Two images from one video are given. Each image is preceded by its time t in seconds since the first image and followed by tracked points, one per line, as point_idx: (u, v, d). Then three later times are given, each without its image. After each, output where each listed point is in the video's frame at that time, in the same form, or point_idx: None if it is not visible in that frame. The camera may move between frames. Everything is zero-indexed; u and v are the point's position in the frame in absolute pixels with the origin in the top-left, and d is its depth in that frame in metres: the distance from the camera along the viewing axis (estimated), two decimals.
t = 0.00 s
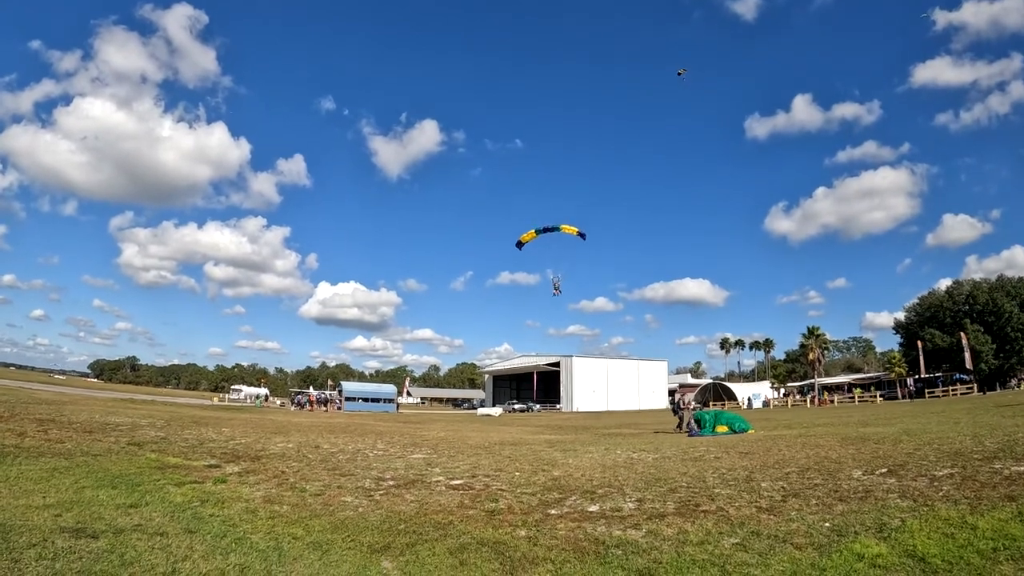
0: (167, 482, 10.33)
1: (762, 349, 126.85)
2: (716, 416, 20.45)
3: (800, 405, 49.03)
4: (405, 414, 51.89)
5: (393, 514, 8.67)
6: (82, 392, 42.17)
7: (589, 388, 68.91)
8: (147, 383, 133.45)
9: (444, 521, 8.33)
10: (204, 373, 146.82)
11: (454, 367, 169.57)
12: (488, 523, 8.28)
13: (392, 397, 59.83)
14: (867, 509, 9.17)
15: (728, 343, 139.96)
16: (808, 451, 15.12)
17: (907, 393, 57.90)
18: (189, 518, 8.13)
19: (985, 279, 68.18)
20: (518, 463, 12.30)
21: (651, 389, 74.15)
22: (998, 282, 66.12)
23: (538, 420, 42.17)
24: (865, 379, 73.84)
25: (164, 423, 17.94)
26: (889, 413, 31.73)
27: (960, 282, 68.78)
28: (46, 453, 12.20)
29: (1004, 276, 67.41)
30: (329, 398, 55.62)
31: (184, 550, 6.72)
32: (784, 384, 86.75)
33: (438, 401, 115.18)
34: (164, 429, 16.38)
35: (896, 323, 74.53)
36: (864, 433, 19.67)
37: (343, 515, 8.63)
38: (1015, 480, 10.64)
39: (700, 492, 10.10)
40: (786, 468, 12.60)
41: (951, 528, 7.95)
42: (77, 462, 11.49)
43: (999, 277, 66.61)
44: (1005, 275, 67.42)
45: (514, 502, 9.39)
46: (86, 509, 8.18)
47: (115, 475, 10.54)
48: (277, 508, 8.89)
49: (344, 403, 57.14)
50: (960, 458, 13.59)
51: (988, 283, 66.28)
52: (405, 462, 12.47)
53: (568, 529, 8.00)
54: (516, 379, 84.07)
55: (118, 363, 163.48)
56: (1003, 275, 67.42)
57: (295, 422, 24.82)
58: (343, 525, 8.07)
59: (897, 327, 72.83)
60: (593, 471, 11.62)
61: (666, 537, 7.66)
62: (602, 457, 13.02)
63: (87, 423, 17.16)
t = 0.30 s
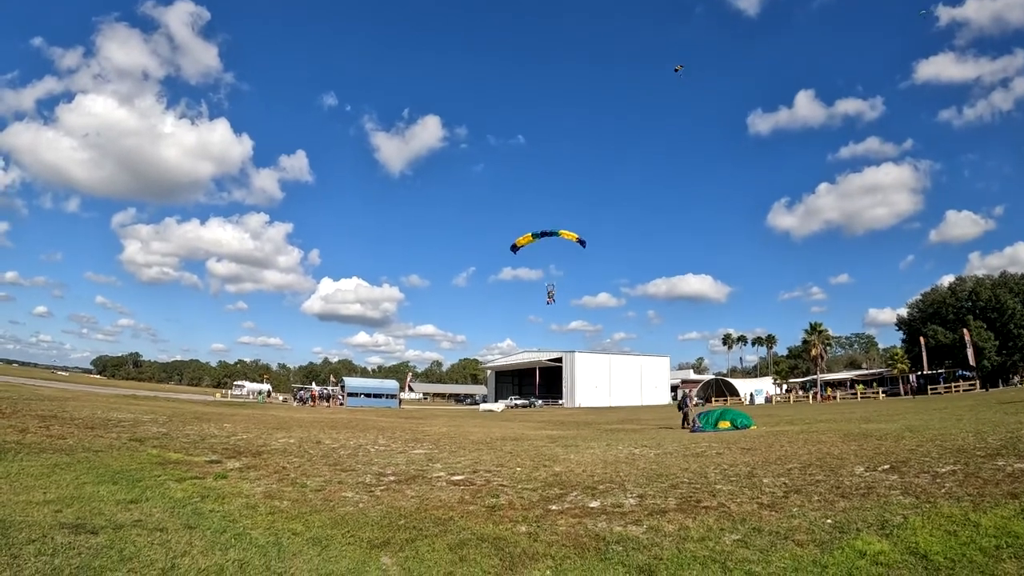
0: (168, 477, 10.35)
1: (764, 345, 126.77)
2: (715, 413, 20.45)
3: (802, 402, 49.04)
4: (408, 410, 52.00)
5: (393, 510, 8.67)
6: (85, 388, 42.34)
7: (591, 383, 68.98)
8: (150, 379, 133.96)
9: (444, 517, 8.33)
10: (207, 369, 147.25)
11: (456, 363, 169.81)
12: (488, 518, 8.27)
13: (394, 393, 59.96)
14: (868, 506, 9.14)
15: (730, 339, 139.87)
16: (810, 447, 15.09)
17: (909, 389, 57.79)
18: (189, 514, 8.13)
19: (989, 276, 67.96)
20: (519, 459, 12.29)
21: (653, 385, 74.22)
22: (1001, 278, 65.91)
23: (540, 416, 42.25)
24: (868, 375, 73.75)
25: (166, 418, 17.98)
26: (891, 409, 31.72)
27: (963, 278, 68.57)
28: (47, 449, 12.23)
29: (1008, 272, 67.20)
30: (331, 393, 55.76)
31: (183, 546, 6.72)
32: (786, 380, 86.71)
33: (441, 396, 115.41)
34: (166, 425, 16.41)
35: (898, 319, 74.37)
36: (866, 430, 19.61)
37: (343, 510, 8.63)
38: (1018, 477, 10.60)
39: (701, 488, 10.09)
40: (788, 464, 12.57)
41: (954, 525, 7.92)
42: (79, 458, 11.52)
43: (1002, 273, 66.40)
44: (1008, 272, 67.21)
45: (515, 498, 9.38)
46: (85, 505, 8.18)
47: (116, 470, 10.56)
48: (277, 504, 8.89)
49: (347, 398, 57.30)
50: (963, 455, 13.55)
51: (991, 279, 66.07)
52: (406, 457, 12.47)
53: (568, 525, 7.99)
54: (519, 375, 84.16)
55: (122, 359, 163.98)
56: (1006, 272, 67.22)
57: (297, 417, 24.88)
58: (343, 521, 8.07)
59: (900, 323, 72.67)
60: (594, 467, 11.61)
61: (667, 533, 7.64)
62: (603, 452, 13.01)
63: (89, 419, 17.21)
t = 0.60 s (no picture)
0: (170, 473, 10.37)
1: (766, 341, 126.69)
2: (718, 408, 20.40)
3: (804, 397, 49.00)
4: (410, 405, 52.07)
5: (396, 505, 8.68)
6: (88, 385, 42.44)
7: (594, 378, 69.04)
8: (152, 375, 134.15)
9: (446, 511, 8.33)
10: (210, 365, 147.62)
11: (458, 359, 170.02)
12: (491, 513, 8.27)
13: (396, 388, 60.06)
14: (871, 501, 9.12)
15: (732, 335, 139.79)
16: (813, 443, 15.06)
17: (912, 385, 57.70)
18: (190, 509, 8.15)
19: (992, 272, 67.75)
20: (522, 454, 12.28)
21: (656, 380, 74.26)
22: (1004, 274, 65.72)
23: (542, 411, 42.28)
24: (870, 371, 73.66)
25: (169, 414, 18.02)
26: (894, 404, 31.70)
27: (966, 274, 68.38)
28: (49, 445, 12.26)
29: (1011, 269, 67.00)
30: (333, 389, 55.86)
31: (185, 541, 6.73)
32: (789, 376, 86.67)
33: (443, 392, 115.57)
34: (169, 421, 16.44)
35: (901, 315, 74.20)
36: (869, 426, 19.58)
37: (345, 505, 8.63)
38: (1022, 473, 10.57)
39: (704, 483, 10.08)
40: (791, 459, 12.55)
41: (957, 521, 7.90)
42: (80, 454, 11.54)
43: (1006, 269, 66.20)
44: (1012, 268, 67.01)
45: (517, 493, 9.38)
46: (87, 501, 8.20)
47: (118, 466, 10.58)
48: (279, 499, 8.90)
49: (349, 393, 57.43)
50: (966, 451, 13.51)
51: (995, 275, 65.86)
52: (409, 452, 12.47)
53: (571, 520, 7.99)
54: (521, 370, 84.23)
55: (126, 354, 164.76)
56: (1009, 268, 67.01)
57: (300, 413, 24.90)
58: (345, 516, 8.07)
59: (903, 319, 72.52)
60: (597, 462, 11.60)
61: (669, 528, 7.63)
62: (605, 447, 13.00)
63: (92, 415, 17.26)
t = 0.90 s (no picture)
0: (174, 469, 10.37)
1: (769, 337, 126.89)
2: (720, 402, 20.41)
3: (806, 393, 48.98)
4: (413, 401, 52.10)
5: (400, 501, 8.67)
6: (93, 382, 42.53)
7: (596, 374, 68.96)
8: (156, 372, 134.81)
9: (451, 507, 8.31)
10: (213, 362, 148.01)
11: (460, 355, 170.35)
12: (495, 509, 8.26)
13: (399, 384, 60.14)
14: (876, 497, 9.09)
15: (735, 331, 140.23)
16: (817, 439, 15.02)
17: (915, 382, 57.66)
18: (195, 505, 8.15)
19: (995, 269, 67.60)
20: (526, 450, 12.27)
21: (658, 376, 74.33)
22: (1007, 271, 65.57)
23: (545, 407, 42.36)
24: (873, 367, 73.61)
25: (172, 411, 18.03)
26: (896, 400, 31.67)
27: (969, 270, 68.18)
28: (53, 443, 12.26)
29: (1014, 265, 66.82)
30: (336, 385, 55.97)
31: (189, 538, 6.72)
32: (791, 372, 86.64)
33: (446, 388, 115.89)
34: (172, 417, 16.45)
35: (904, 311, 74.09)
36: (872, 422, 19.54)
37: (349, 501, 8.62)
38: None
39: (708, 479, 10.06)
40: (795, 455, 12.52)
41: (963, 517, 7.86)
42: (84, 451, 11.55)
43: (1009, 266, 66.05)
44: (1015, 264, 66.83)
45: (522, 489, 9.36)
46: (91, 498, 8.20)
47: (121, 463, 10.58)
48: (283, 495, 8.89)
49: (352, 389, 57.52)
50: (970, 447, 13.48)
51: (998, 272, 65.70)
52: (413, 448, 12.46)
53: (576, 515, 7.97)
54: (523, 366, 84.31)
55: (129, 351, 165.49)
56: (1012, 265, 66.84)
57: (302, 409, 24.92)
58: (350, 512, 8.07)
59: (905, 315, 72.40)
60: (601, 458, 11.58)
61: (675, 524, 7.61)
62: (609, 443, 12.97)
63: (95, 412, 17.27)
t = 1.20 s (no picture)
0: (182, 462, 10.37)
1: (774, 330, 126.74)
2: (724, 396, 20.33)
3: (812, 387, 48.87)
4: (421, 393, 52.22)
5: (410, 493, 8.66)
6: (101, 375, 42.71)
7: (601, 368, 68.91)
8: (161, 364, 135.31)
9: (461, 500, 8.28)
10: (219, 354, 148.71)
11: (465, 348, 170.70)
12: (505, 501, 8.23)
13: (404, 376, 60.27)
14: (886, 491, 9.01)
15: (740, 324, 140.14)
16: (824, 432, 14.94)
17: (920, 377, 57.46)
18: (204, 499, 8.13)
19: (1002, 263, 67.17)
20: (534, 442, 12.21)
21: (663, 369, 74.37)
22: (1015, 265, 65.15)
23: (551, 399, 42.42)
24: (878, 361, 73.41)
25: (178, 403, 18.06)
26: (902, 395, 31.60)
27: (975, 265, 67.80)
28: (60, 436, 12.29)
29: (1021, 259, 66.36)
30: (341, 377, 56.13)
31: (199, 531, 6.71)
32: (795, 366, 86.50)
33: (450, 380, 116.26)
34: (178, 410, 16.47)
35: (909, 305, 73.80)
36: (879, 416, 19.46)
37: (359, 494, 8.60)
38: None
39: (718, 472, 10.00)
40: (803, 448, 12.43)
41: (973, 512, 7.78)
42: (91, 444, 11.56)
43: (1016, 261, 65.63)
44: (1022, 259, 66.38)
45: (531, 481, 9.33)
46: (100, 491, 8.20)
47: (129, 456, 10.59)
48: (291, 488, 8.87)
49: (358, 381, 57.71)
50: (979, 442, 13.39)
51: (1005, 266, 65.30)
52: (420, 440, 12.42)
53: (586, 508, 7.93)
54: (528, 359, 84.41)
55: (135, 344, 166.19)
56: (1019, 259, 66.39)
57: (308, 401, 24.97)
58: (360, 505, 8.04)
59: (911, 310, 72.12)
60: (609, 450, 11.53)
61: (686, 517, 7.56)
62: (617, 436, 12.90)
63: (102, 404, 17.30)
